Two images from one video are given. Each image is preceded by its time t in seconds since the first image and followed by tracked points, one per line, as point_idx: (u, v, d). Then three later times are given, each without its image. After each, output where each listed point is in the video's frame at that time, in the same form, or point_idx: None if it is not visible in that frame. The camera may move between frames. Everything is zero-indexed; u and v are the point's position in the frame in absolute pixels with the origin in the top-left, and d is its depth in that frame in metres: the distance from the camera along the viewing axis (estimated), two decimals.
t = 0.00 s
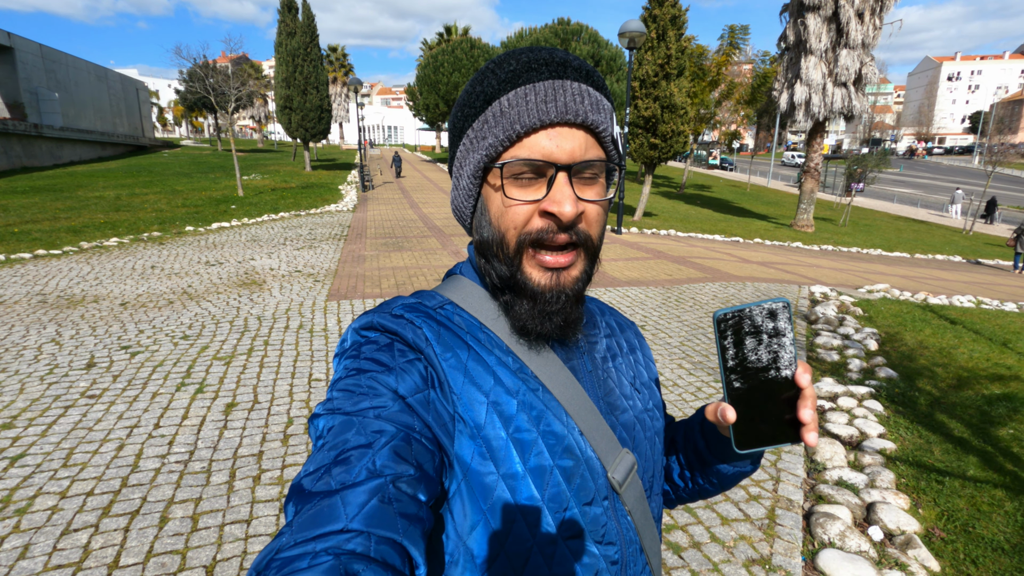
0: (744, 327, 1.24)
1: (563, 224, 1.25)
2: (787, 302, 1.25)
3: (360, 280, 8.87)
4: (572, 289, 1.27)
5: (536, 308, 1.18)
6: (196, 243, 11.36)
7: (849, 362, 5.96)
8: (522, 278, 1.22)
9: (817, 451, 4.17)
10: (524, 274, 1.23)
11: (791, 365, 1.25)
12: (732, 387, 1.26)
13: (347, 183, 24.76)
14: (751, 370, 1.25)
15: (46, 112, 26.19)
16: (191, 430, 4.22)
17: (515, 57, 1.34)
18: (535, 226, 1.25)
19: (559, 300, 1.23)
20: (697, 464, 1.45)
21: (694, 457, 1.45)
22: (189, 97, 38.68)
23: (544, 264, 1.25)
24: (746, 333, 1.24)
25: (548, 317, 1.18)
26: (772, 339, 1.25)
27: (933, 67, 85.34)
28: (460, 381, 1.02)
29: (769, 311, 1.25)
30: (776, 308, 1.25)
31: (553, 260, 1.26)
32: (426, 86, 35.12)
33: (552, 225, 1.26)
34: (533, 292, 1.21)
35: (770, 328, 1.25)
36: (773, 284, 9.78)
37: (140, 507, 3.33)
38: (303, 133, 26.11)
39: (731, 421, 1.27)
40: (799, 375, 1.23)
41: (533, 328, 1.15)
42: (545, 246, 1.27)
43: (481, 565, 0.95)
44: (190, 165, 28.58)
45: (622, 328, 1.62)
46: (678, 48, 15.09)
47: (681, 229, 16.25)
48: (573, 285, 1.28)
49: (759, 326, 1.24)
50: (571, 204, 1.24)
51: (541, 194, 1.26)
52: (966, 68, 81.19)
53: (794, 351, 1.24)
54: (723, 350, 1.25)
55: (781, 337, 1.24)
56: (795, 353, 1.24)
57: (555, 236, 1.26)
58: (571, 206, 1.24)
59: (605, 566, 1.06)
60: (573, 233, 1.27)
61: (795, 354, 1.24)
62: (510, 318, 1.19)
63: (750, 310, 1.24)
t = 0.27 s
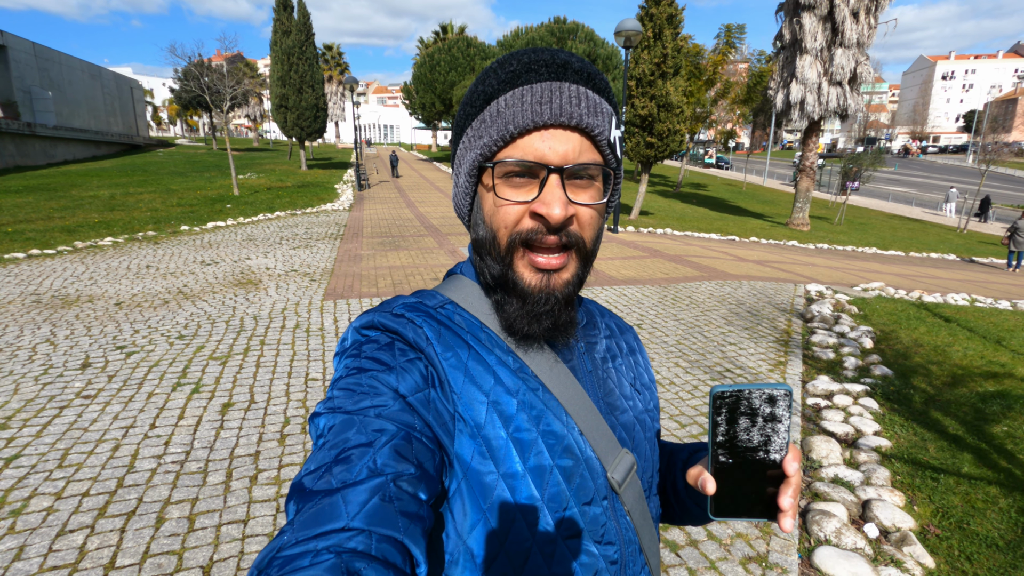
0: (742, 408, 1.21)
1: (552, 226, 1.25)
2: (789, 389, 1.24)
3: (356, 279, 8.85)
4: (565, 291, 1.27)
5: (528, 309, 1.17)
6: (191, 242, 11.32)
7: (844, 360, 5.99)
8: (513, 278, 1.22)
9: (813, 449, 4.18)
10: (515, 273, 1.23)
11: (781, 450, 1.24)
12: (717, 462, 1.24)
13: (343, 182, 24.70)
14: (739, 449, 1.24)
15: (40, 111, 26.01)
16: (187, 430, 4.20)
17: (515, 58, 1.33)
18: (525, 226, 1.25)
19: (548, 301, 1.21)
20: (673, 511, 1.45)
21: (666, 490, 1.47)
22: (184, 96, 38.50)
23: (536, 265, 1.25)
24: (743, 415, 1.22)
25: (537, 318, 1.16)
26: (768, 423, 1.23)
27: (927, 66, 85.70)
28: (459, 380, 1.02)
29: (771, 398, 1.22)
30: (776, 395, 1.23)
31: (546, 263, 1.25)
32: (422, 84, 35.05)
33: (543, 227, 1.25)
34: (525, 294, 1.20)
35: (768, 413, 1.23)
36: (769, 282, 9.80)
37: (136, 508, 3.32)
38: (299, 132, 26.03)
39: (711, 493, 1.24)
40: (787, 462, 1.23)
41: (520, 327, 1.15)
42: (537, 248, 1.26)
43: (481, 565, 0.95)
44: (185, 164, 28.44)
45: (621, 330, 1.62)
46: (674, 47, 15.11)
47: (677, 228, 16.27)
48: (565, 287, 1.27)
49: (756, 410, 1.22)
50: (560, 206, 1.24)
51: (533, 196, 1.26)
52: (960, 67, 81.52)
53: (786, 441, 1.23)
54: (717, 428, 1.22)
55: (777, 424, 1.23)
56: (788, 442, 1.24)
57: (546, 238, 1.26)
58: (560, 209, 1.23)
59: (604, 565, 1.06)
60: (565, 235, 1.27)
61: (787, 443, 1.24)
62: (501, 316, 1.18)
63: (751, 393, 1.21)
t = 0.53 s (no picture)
0: (734, 421, 1.21)
1: (551, 228, 1.24)
2: (782, 404, 1.21)
3: (355, 279, 8.85)
4: (563, 292, 1.26)
5: (527, 310, 1.17)
6: (189, 242, 11.30)
7: (843, 359, 5.99)
8: (513, 279, 1.21)
9: (812, 448, 4.18)
10: (515, 275, 1.22)
11: (773, 464, 1.23)
12: (707, 471, 1.25)
13: (342, 181, 24.67)
14: (730, 461, 1.24)
15: (38, 110, 25.94)
16: (185, 430, 4.20)
17: (510, 58, 1.33)
18: (524, 228, 1.25)
19: (548, 301, 1.20)
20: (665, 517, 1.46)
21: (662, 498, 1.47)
22: (182, 95, 38.43)
23: (536, 266, 1.25)
24: (734, 428, 1.21)
25: (538, 320, 1.16)
26: (760, 436, 1.22)
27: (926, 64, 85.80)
28: (458, 379, 1.01)
29: (763, 413, 1.21)
30: (770, 409, 1.21)
31: (545, 264, 1.25)
32: (421, 83, 35.01)
33: (542, 228, 1.25)
34: (524, 295, 1.20)
35: (760, 426, 1.21)
36: (769, 281, 9.80)
37: (135, 508, 3.31)
38: (297, 131, 25.98)
39: (700, 501, 1.26)
40: (778, 475, 1.21)
41: (522, 328, 1.15)
42: (536, 249, 1.26)
43: (480, 565, 0.95)
44: (183, 164, 28.40)
45: (622, 329, 1.61)
46: (674, 45, 15.10)
47: (676, 227, 16.27)
48: (564, 289, 1.27)
49: (748, 423, 1.21)
50: (559, 209, 1.24)
51: (531, 197, 1.26)
52: (958, 66, 81.62)
53: (778, 454, 1.21)
54: (707, 439, 1.22)
55: (769, 437, 1.21)
56: (780, 456, 1.22)
57: (545, 240, 1.26)
58: (558, 210, 1.23)
59: (605, 565, 1.06)
60: (564, 236, 1.26)
61: (779, 457, 1.22)
62: (501, 317, 1.18)
63: (742, 406, 1.20)
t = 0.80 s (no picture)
0: (735, 426, 1.21)
1: (562, 225, 1.25)
2: (783, 407, 1.21)
3: (353, 278, 8.84)
4: (573, 288, 1.28)
5: (539, 308, 1.18)
6: (187, 241, 11.28)
7: (841, 357, 6.01)
8: (524, 279, 1.22)
9: (810, 446, 4.20)
10: (526, 275, 1.22)
11: (774, 465, 1.24)
12: (709, 475, 1.25)
13: (340, 180, 24.63)
14: (732, 464, 1.24)
15: (34, 109, 25.83)
16: (184, 430, 4.19)
17: (510, 59, 1.33)
18: (535, 227, 1.24)
19: (559, 300, 1.22)
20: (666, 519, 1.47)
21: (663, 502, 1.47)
22: (179, 94, 38.30)
23: (546, 265, 1.25)
24: (736, 432, 1.22)
25: (549, 316, 1.17)
26: (761, 440, 1.22)
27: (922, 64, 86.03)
28: (460, 380, 1.01)
29: (764, 417, 1.21)
30: (769, 413, 1.21)
31: (554, 261, 1.25)
32: (419, 82, 34.96)
33: (553, 226, 1.25)
34: (534, 293, 1.21)
35: (761, 430, 1.22)
36: (766, 281, 9.82)
37: (133, 508, 3.30)
38: (295, 130, 25.92)
39: (702, 505, 1.26)
40: (780, 477, 1.23)
41: (533, 326, 1.15)
42: (546, 247, 1.26)
43: (482, 565, 0.95)
44: (180, 163, 28.32)
45: (622, 328, 1.62)
46: (671, 45, 15.11)
47: (674, 226, 16.29)
48: (573, 284, 1.28)
49: (748, 427, 1.21)
50: (568, 205, 1.24)
51: (540, 195, 1.26)
52: (955, 66, 81.86)
53: (778, 456, 1.22)
54: (709, 445, 1.22)
55: (770, 440, 1.22)
56: (781, 457, 1.23)
57: (555, 237, 1.26)
58: (568, 207, 1.23)
59: (608, 564, 1.06)
60: (573, 234, 1.27)
61: (780, 458, 1.23)
62: (511, 318, 1.18)
63: (744, 411, 1.21)
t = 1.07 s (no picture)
0: (733, 417, 1.22)
1: (580, 221, 1.26)
2: (779, 398, 1.24)
3: (354, 277, 8.84)
4: (588, 281, 1.31)
5: (559, 305, 1.22)
6: (187, 240, 11.28)
7: (841, 356, 6.01)
8: (542, 277, 1.23)
9: (811, 446, 4.19)
10: (543, 272, 1.23)
11: (772, 457, 1.24)
12: (708, 468, 1.25)
13: (340, 179, 24.63)
14: (730, 456, 1.24)
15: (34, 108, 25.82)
16: (184, 429, 4.19)
17: (510, 58, 1.32)
18: (552, 224, 1.25)
19: (575, 295, 1.26)
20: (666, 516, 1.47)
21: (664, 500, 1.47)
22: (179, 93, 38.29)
23: (562, 261, 1.26)
24: (734, 423, 1.23)
25: (568, 312, 1.22)
26: (758, 430, 1.23)
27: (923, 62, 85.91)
28: (459, 379, 1.01)
29: (759, 407, 1.22)
30: (765, 404, 1.23)
31: (570, 257, 1.27)
32: (419, 81, 34.95)
33: (571, 223, 1.26)
34: (553, 291, 1.23)
35: (758, 421, 1.23)
36: (767, 280, 9.81)
37: (133, 508, 3.31)
38: (295, 129, 25.92)
39: (703, 499, 1.26)
40: (778, 468, 1.22)
41: (554, 325, 1.19)
42: (562, 244, 1.27)
43: (481, 565, 0.95)
44: (181, 162, 28.32)
45: (620, 327, 1.62)
46: (672, 43, 15.10)
47: (674, 225, 16.29)
48: (589, 277, 1.31)
49: (746, 419, 1.22)
50: (586, 202, 1.25)
51: (556, 194, 1.26)
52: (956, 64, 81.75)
53: (776, 447, 1.23)
54: (707, 437, 1.23)
55: (767, 430, 1.23)
56: (779, 448, 1.24)
57: (573, 233, 1.27)
58: (587, 204, 1.25)
59: (608, 564, 1.05)
60: (589, 230, 1.29)
61: (778, 449, 1.24)
62: (526, 317, 1.20)
63: (741, 402, 1.22)
